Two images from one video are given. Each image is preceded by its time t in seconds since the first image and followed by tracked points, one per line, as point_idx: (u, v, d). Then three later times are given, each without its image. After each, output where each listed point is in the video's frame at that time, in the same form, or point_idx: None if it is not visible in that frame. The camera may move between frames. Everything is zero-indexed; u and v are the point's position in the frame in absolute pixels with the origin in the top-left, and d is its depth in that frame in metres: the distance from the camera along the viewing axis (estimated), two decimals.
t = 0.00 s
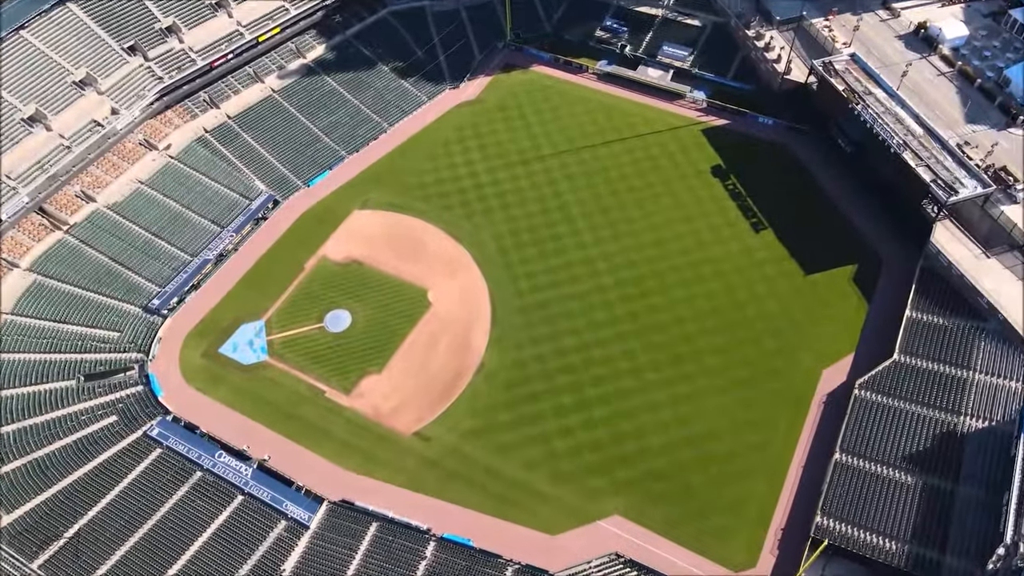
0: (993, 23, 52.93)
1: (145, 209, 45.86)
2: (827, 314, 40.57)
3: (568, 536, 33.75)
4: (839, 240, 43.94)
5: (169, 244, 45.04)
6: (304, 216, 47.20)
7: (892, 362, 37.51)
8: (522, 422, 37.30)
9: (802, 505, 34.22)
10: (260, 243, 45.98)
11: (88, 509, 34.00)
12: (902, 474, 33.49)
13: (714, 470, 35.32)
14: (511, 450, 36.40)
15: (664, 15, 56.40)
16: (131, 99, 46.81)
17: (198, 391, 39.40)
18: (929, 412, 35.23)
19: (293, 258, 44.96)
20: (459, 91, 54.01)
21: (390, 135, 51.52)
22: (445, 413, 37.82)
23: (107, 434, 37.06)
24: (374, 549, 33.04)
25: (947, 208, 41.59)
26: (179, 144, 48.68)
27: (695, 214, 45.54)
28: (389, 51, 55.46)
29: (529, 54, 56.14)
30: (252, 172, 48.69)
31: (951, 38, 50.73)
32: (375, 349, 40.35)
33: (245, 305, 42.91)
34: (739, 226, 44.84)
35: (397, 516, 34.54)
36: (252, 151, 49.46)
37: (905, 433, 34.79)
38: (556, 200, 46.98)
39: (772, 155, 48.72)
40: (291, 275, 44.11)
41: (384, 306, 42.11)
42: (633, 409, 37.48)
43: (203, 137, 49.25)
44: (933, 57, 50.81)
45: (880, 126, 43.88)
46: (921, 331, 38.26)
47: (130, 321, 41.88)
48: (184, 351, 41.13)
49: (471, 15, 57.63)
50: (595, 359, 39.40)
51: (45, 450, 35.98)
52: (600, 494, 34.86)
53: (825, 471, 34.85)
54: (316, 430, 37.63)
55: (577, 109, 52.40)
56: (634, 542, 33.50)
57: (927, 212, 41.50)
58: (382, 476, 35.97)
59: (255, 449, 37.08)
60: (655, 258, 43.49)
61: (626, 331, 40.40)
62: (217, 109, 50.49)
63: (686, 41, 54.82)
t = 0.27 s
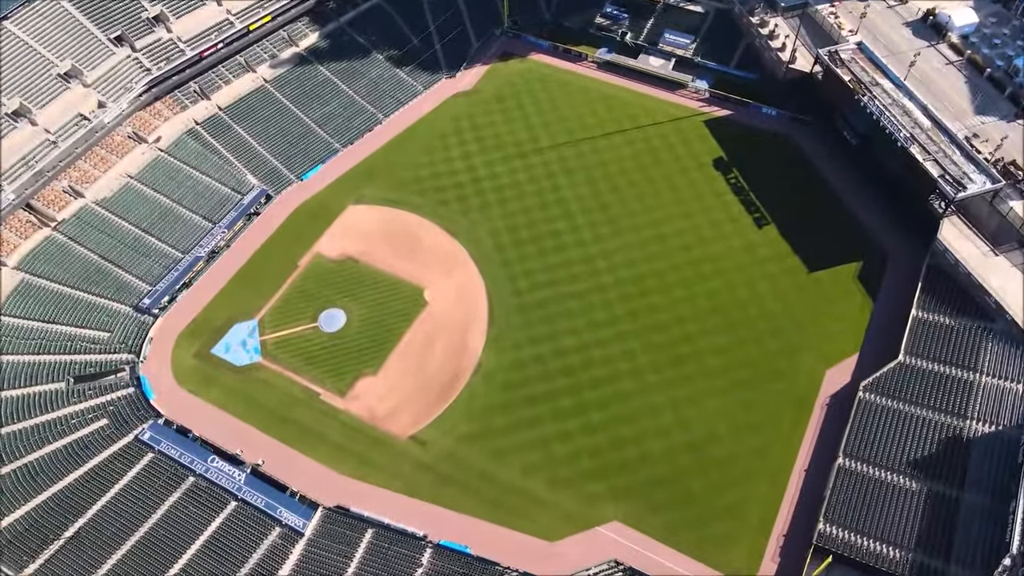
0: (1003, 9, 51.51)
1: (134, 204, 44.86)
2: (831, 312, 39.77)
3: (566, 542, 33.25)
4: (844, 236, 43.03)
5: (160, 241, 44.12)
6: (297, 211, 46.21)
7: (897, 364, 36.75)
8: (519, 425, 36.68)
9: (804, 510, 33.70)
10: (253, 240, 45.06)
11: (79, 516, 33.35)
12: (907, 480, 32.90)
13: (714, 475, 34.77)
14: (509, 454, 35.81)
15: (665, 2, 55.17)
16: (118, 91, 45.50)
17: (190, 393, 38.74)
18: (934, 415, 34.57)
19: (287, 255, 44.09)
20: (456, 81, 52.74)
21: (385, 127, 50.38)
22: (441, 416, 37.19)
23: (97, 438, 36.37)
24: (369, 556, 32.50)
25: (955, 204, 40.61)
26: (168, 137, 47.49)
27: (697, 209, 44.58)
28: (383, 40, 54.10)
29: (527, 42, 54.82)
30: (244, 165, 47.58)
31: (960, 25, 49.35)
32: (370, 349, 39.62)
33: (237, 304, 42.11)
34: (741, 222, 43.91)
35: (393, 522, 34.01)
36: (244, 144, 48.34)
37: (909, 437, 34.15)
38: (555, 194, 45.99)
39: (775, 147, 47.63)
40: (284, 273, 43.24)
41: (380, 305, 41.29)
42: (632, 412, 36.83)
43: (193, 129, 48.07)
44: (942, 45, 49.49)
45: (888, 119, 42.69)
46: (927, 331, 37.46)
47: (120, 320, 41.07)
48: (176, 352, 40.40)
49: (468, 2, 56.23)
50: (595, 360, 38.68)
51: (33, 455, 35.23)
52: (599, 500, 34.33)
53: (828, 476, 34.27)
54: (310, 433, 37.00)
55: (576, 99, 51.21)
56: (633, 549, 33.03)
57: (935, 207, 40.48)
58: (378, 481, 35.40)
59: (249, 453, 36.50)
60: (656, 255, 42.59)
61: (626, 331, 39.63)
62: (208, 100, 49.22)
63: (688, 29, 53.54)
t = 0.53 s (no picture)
0: None
1: (124, 201, 43.87)
2: (835, 312, 38.98)
3: (566, 550, 32.76)
4: (849, 232, 42.13)
5: (151, 238, 43.22)
6: (290, 207, 45.25)
7: (903, 366, 36.02)
8: (518, 429, 36.06)
9: (806, 517, 33.18)
10: (246, 236, 44.14)
11: (70, 524, 32.75)
12: (911, 487, 32.34)
13: (716, 480, 34.20)
14: (507, 459, 35.22)
15: None
16: (105, 84, 44.21)
17: (182, 396, 38.10)
18: (940, 420, 33.95)
19: (280, 252, 43.24)
20: (453, 71, 51.49)
21: (380, 119, 49.26)
22: (438, 420, 36.57)
23: (88, 443, 35.65)
24: (366, 564, 31.98)
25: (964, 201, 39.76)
26: (158, 130, 46.28)
27: (699, 205, 43.63)
28: (377, 28, 52.79)
29: (525, 30, 53.51)
30: (236, 159, 46.50)
31: (969, 13, 48.10)
32: (366, 350, 38.88)
33: (230, 304, 41.35)
34: (744, 218, 42.99)
35: (389, 529, 33.48)
36: (236, 136, 47.19)
37: (914, 442, 33.54)
38: (554, 189, 45.00)
39: (779, 139, 46.55)
40: (277, 271, 42.41)
41: (375, 304, 40.46)
42: (632, 415, 36.18)
43: (184, 122, 46.88)
44: (950, 33, 48.23)
45: (894, 112, 41.59)
46: (934, 332, 36.71)
47: (111, 321, 40.25)
48: (169, 353, 39.71)
49: None
50: (594, 361, 37.97)
51: (23, 462, 34.52)
52: (598, 506, 33.79)
53: (831, 482, 33.71)
54: (305, 438, 36.39)
55: (576, 90, 50.02)
56: (633, 556, 32.56)
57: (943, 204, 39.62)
58: (374, 487, 34.86)
59: (243, 458, 35.93)
60: (657, 252, 41.70)
61: (626, 331, 38.88)
62: (199, 91, 47.94)
63: (690, 16, 52.17)
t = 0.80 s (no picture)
0: None
1: (113, 197, 42.93)
2: (839, 312, 38.24)
3: (564, 557, 32.31)
4: (853, 228, 41.26)
5: (141, 236, 42.34)
6: (284, 203, 44.35)
7: (908, 368, 35.32)
8: (516, 433, 35.48)
9: (808, 523, 32.71)
10: (239, 234, 43.30)
11: (61, 531, 32.14)
12: (915, 494, 31.81)
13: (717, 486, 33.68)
14: (504, 463, 34.69)
15: None
16: (91, 77, 43.12)
17: (174, 399, 37.52)
18: (945, 425, 33.35)
19: (274, 250, 42.42)
20: (449, 60, 50.28)
21: (375, 110, 48.15)
22: (434, 424, 35.99)
23: (79, 447, 35.00)
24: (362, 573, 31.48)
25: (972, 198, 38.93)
26: (148, 123, 45.17)
27: (700, 200, 42.71)
28: (372, 16, 51.50)
29: (524, 18, 52.21)
30: (227, 153, 45.47)
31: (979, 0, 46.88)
32: (361, 352, 38.21)
33: (223, 303, 40.63)
34: (747, 214, 42.10)
35: (386, 536, 32.98)
36: (227, 129, 46.13)
37: (919, 448, 32.97)
38: (553, 184, 44.04)
39: (783, 132, 45.51)
40: (271, 270, 41.63)
41: (370, 304, 39.71)
42: (632, 419, 35.58)
43: (173, 115, 45.80)
44: (959, 21, 47.00)
45: (902, 105, 40.42)
46: (940, 333, 35.97)
47: (101, 321, 39.53)
48: (160, 354, 39.09)
49: None
50: (593, 363, 37.31)
51: (12, 468, 33.84)
52: (597, 512, 33.30)
53: (833, 488, 33.18)
54: (299, 442, 35.84)
55: (575, 81, 48.85)
56: (633, 564, 32.11)
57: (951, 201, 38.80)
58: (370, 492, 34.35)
59: (237, 463, 35.40)
60: (657, 250, 40.87)
61: (626, 332, 38.17)
62: (188, 82, 46.74)
63: (693, 3, 50.82)
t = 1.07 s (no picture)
0: None
1: (102, 194, 42.00)
2: (843, 313, 37.53)
3: (563, 565, 31.92)
4: (859, 226, 40.42)
5: (131, 234, 41.47)
6: (277, 199, 43.47)
7: (913, 371, 34.67)
8: (514, 438, 34.95)
9: (810, 530, 32.26)
10: (232, 231, 42.46)
11: (53, 540, 31.61)
12: (919, 501, 31.31)
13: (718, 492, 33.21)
14: (502, 469, 34.19)
15: None
16: (77, 71, 41.95)
17: (167, 402, 36.94)
18: (950, 430, 32.78)
19: (268, 248, 41.62)
20: (446, 50, 49.07)
21: (370, 102, 47.08)
22: (431, 429, 35.44)
23: (71, 453, 34.41)
24: None
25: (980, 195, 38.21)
26: (137, 117, 44.07)
27: (702, 196, 41.81)
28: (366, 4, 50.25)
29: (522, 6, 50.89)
30: (218, 148, 44.45)
31: None
32: (356, 354, 37.54)
33: (216, 304, 39.93)
34: (749, 211, 41.25)
35: (383, 543, 32.55)
36: (218, 123, 45.08)
37: (923, 454, 32.43)
38: (552, 179, 43.10)
39: (787, 125, 44.46)
40: (265, 269, 40.85)
41: (366, 305, 38.99)
42: (632, 423, 35.02)
43: (163, 109, 44.68)
44: (969, 9, 45.76)
45: (910, 100, 39.37)
46: (946, 335, 35.28)
47: (92, 323, 38.81)
48: (153, 356, 38.43)
49: None
50: (592, 365, 36.67)
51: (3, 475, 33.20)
52: (596, 519, 32.86)
53: (836, 494, 32.69)
54: (294, 447, 35.31)
55: (574, 71, 47.67)
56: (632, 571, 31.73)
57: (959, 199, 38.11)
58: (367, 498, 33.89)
59: (231, 469, 34.89)
60: (658, 248, 40.07)
61: (626, 334, 37.50)
62: (178, 74, 45.57)
63: None
